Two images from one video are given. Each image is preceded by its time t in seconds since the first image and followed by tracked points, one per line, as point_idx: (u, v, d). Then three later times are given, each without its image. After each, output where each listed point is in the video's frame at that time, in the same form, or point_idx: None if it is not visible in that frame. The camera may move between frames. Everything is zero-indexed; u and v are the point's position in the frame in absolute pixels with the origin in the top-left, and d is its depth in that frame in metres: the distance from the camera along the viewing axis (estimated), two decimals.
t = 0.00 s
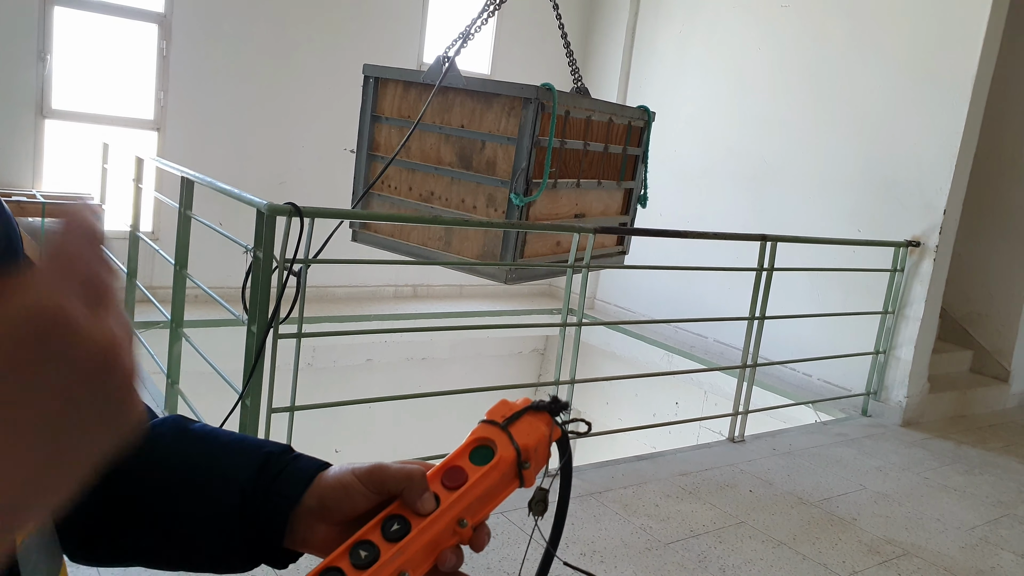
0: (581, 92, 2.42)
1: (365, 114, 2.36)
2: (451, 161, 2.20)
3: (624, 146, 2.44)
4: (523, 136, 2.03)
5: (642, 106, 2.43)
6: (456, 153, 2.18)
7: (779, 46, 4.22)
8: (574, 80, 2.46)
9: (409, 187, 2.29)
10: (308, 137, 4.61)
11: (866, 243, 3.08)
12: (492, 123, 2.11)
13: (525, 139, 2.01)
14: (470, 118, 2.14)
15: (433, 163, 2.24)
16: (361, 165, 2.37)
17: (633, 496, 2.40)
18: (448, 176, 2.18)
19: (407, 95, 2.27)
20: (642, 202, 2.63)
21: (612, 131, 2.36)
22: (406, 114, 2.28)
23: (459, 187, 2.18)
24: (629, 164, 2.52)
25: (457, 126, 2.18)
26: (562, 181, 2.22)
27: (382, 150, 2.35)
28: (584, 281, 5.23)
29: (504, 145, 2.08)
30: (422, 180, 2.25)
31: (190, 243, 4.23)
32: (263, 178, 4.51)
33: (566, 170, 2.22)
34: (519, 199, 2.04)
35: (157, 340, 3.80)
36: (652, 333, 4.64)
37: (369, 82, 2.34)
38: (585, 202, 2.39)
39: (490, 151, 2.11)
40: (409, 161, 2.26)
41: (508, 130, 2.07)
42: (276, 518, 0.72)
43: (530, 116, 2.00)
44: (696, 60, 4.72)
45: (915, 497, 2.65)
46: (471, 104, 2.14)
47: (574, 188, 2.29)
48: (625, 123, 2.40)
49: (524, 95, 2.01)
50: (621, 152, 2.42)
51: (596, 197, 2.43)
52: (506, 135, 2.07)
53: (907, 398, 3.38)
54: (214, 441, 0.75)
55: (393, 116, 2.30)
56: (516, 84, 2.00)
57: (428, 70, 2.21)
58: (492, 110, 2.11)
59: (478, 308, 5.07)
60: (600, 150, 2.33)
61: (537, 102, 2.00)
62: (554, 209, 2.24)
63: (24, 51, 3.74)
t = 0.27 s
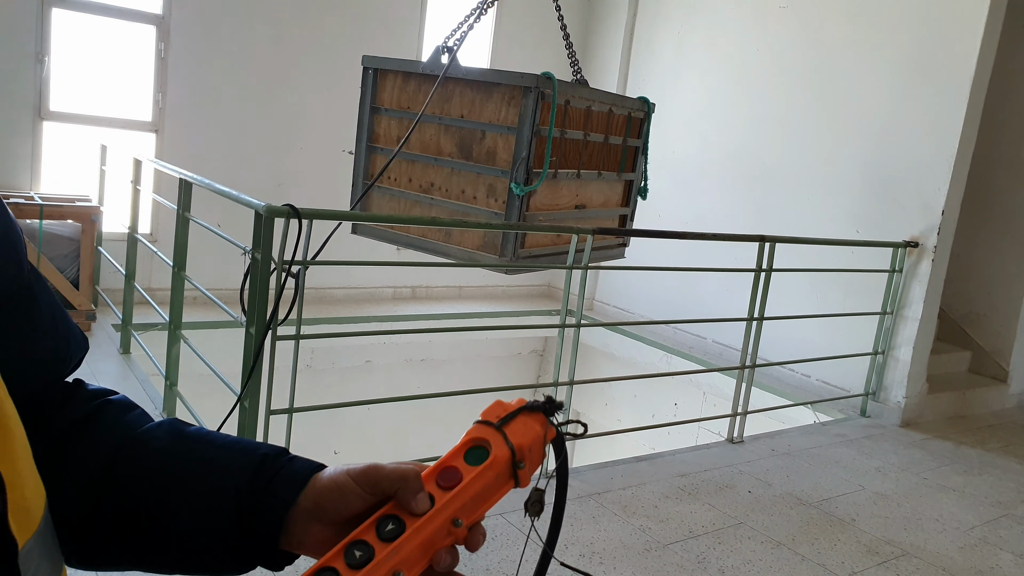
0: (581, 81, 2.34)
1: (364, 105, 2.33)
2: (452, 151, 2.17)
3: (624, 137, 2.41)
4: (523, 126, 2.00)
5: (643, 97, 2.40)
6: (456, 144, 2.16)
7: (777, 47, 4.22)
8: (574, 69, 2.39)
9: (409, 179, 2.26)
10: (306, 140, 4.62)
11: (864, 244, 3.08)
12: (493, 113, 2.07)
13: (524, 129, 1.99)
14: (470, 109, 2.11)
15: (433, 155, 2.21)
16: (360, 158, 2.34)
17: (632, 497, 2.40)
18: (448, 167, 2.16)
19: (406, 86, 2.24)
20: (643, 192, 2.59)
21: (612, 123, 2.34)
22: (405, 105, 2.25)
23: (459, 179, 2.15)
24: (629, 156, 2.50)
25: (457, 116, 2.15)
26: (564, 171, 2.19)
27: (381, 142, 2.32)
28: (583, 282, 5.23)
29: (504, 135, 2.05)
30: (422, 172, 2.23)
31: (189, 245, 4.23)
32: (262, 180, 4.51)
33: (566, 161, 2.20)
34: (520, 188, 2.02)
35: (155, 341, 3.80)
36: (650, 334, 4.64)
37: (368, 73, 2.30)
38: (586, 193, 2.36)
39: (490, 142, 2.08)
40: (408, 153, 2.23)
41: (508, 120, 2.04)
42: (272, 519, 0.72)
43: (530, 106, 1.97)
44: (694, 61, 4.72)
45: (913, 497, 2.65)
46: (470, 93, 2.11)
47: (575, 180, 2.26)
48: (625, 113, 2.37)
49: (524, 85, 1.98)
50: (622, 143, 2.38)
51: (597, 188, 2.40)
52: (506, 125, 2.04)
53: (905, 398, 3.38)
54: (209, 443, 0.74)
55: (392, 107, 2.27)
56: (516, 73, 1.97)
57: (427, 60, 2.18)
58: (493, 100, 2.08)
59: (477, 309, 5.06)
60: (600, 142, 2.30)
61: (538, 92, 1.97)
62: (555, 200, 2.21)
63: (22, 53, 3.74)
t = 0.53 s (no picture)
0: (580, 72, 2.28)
1: (364, 96, 2.31)
2: (452, 142, 2.15)
3: (625, 129, 2.39)
4: (524, 116, 1.97)
5: (643, 89, 2.38)
6: (457, 134, 2.13)
7: (776, 48, 4.22)
8: (573, 61, 2.34)
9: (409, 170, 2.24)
10: (305, 141, 4.61)
11: (862, 245, 3.08)
12: (493, 103, 2.05)
13: (525, 119, 1.96)
14: (470, 99, 2.08)
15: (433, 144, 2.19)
16: (361, 148, 2.33)
17: (631, 498, 2.40)
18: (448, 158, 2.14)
19: (407, 76, 2.21)
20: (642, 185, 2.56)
21: (613, 114, 2.32)
22: (405, 95, 2.22)
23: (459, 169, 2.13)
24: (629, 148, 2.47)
25: (457, 106, 2.12)
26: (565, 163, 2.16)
27: (381, 133, 2.30)
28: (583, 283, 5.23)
29: (504, 125, 2.02)
30: (422, 162, 2.21)
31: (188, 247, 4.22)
32: (261, 181, 4.51)
33: (567, 151, 2.16)
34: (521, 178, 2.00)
35: (153, 343, 3.79)
36: (649, 335, 4.64)
37: (368, 64, 2.28)
38: (587, 185, 2.32)
39: (490, 132, 2.05)
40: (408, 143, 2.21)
41: (509, 110, 2.01)
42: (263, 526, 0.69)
43: (532, 95, 1.94)
44: (693, 62, 4.71)
45: (912, 498, 2.65)
46: (471, 83, 2.09)
47: (576, 171, 2.23)
48: (626, 104, 2.34)
49: (525, 75, 1.96)
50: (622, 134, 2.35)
51: (597, 180, 2.36)
52: (508, 115, 2.01)
53: (905, 399, 3.38)
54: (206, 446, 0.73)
55: (392, 97, 2.24)
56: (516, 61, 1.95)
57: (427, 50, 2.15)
58: (493, 90, 2.05)
59: (476, 311, 5.06)
60: (602, 133, 2.27)
61: (538, 81, 1.94)
62: (555, 191, 2.17)
63: (19, 54, 3.73)
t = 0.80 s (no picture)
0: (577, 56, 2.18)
1: (360, 87, 2.26)
2: (452, 131, 2.10)
3: (626, 118, 2.33)
4: (525, 102, 1.94)
5: (645, 78, 2.33)
6: (456, 123, 2.09)
7: (775, 47, 4.20)
8: (573, 48, 2.27)
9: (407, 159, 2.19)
10: (302, 141, 4.59)
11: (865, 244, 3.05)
12: (493, 90, 2.01)
13: (526, 105, 1.93)
14: (470, 86, 2.04)
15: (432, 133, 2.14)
16: (357, 139, 2.27)
17: (632, 501, 2.37)
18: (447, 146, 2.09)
19: (405, 64, 2.16)
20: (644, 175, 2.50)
21: (614, 103, 2.26)
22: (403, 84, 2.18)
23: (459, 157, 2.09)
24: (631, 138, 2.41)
25: (457, 94, 2.08)
26: (566, 151, 2.12)
27: (379, 122, 2.25)
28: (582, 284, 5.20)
29: (505, 113, 1.99)
30: (420, 151, 2.15)
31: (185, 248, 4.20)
32: (258, 182, 4.48)
33: (568, 141, 2.11)
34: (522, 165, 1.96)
35: (150, 345, 3.77)
36: (649, 336, 4.61)
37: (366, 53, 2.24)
38: (588, 174, 2.25)
39: (491, 120, 2.01)
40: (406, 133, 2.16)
41: (510, 97, 1.98)
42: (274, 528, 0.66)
43: (533, 82, 1.91)
44: (693, 62, 4.69)
45: (916, 500, 2.63)
46: (470, 70, 2.05)
47: (578, 160, 2.18)
48: (628, 93, 2.30)
49: (526, 61, 1.93)
50: (623, 124, 2.31)
51: (599, 169, 2.28)
52: (508, 101, 1.98)
53: (907, 400, 3.36)
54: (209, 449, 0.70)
55: (390, 86, 2.20)
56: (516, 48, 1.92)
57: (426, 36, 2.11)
58: (494, 77, 2.01)
59: (475, 312, 5.03)
60: (602, 122, 2.22)
61: (539, 68, 1.91)
62: (557, 179, 2.11)
63: (14, 53, 3.70)
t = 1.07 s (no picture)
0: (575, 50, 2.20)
1: (365, 81, 2.30)
2: (453, 124, 2.13)
3: (625, 112, 2.35)
4: (526, 95, 1.96)
5: (642, 73, 2.36)
6: (459, 116, 2.12)
7: (772, 49, 4.24)
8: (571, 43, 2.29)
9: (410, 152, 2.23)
10: (304, 144, 4.64)
11: (859, 245, 3.10)
12: (495, 83, 2.03)
13: (527, 98, 1.95)
14: (472, 79, 2.07)
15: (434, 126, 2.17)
16: (361, 133, 2.32)
17: (629, 498, 2.41)
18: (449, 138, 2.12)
19: (408, 58, 2.21)
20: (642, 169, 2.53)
21: (613, 98, 2.29)
22: (407, 78, 2.22)
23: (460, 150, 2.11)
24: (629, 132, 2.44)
25: (459, 87, 2.11)
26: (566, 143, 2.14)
27: (382, 116, 2.29)
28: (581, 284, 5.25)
29: (505, 106, 2.01)
30: (422, 144, 2.18)
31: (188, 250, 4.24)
32: (260, 184, 4.54)
33: (568, 134, 2.14)
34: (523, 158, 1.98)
35: (154, 345, 3.82)
36: (647, 336, 4.66)
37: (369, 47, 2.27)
38: (587, 167, 2.29)
39: (492, 112, 2.04)
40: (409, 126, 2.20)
41: (511, 90, 2.00)
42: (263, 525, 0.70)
43: (534, 75, 1.93)
44: (691, 63, 4.73)
45: (909, 497, 2.67)
46: (472, 64, 2.08)
47: (578, 153, 2.20)
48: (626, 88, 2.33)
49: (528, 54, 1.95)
50: (621, 118, 2.34)
51: (598, 163, 2.32)
52: (509, 94, 2.01)
53: (901, 399, 3.40)
54: (211, 446, 0.74)
55: (393, 81, 2.24)
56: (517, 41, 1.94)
57: (427, 32, 2.16)
58: (495, 70, 2.03)
59: (475, 312, 5.08)
60: (602, 116, 2.24)
61: (540, 62, 1.94)
62: (557, 172, 2.14)
63: (19, 58, 3.75)
